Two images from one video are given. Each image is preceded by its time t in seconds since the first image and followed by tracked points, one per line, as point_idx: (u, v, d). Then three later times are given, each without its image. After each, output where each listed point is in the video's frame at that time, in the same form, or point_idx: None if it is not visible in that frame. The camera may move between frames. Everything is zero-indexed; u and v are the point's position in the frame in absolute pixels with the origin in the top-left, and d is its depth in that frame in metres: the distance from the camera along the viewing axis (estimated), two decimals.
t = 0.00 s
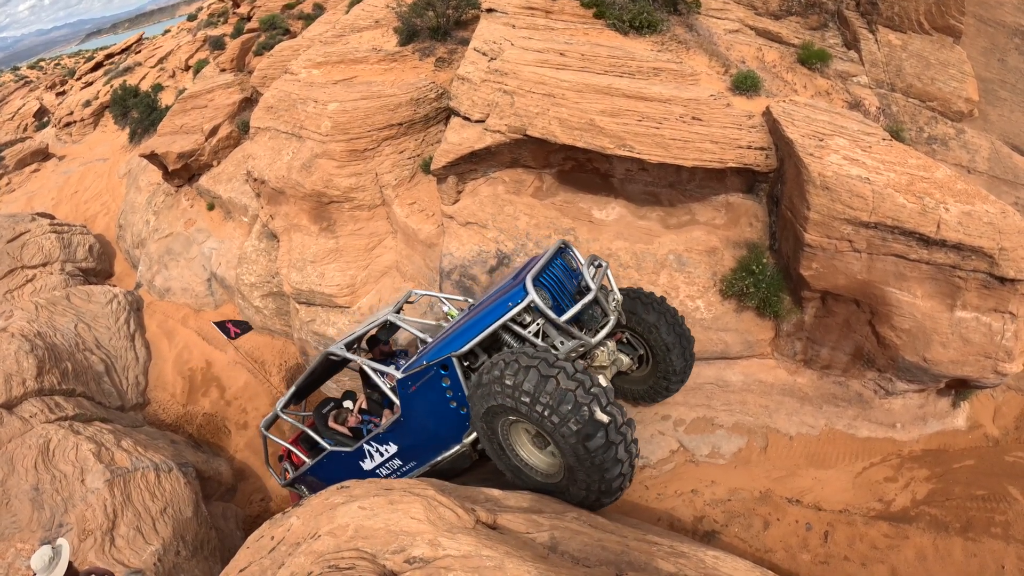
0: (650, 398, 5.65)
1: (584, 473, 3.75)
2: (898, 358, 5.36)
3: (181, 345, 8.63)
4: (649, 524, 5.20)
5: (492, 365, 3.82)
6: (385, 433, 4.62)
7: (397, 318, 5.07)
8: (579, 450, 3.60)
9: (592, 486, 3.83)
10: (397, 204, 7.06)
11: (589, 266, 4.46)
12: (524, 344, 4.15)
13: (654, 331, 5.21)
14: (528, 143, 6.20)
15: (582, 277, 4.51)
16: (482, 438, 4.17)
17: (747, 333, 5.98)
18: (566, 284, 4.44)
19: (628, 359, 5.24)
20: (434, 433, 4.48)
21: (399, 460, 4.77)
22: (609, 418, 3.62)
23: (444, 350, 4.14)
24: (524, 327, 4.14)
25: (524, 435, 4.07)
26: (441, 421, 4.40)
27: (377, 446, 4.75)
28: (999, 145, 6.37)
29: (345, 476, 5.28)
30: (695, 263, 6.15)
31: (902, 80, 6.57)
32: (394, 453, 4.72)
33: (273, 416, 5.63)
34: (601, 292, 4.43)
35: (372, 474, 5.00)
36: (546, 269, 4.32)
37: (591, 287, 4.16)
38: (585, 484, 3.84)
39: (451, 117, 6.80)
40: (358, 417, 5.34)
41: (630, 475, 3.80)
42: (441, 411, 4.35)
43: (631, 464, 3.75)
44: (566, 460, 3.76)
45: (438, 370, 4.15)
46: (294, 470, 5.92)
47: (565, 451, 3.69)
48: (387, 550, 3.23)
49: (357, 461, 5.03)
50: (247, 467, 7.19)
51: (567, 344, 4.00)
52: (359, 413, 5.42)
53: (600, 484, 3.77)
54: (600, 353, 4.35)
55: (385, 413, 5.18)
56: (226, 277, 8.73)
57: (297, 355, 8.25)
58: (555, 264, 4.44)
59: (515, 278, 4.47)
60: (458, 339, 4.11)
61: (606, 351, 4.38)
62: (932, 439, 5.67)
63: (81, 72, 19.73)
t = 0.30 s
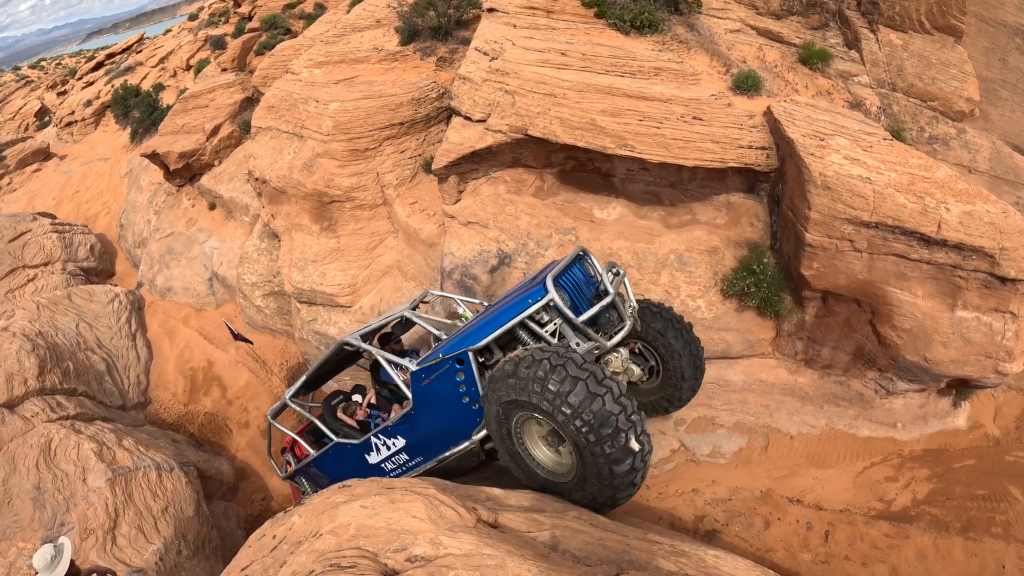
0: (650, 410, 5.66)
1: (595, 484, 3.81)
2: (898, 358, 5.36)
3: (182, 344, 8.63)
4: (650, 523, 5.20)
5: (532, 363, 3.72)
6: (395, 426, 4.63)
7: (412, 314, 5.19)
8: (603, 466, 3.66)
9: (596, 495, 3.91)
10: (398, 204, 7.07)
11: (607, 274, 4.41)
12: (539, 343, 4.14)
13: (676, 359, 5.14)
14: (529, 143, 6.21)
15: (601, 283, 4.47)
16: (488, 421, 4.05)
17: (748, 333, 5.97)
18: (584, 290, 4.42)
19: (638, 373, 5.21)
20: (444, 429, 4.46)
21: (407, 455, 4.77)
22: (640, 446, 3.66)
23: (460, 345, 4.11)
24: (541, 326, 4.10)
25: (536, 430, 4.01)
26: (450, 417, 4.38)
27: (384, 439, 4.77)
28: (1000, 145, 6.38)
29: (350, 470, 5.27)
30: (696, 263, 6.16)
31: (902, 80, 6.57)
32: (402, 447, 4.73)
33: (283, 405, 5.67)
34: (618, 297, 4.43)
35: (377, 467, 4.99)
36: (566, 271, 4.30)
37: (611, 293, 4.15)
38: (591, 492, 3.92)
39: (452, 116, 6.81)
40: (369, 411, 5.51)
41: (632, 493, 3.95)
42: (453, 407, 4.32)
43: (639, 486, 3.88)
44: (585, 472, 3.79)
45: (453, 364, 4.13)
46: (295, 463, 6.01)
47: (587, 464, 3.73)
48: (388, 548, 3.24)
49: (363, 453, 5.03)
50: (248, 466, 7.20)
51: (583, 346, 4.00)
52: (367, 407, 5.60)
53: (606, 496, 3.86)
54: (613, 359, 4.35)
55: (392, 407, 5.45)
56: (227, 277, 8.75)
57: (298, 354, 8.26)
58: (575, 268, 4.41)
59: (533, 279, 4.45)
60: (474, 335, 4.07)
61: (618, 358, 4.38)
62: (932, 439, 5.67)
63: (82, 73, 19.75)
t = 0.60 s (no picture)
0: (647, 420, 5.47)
1: (595, 492, 3.86)
2: (900, 357, 5.36)
3: (184, 344, 8.64)
4: (652, 522, 5.20)
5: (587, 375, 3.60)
6: (403, 419, 4.64)
7: (427, 311, 5.21)
8: (616, 487, 3.70)
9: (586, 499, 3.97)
10: (400, 203, 7.07)
11: (626, 281, 4.34)
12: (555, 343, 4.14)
13: (690, 387, 5.03)
14: (531, 142, 6.21)
15: (619, 289, 4.40)
16: (509, 400, 3.93)
17: (750, 332, 5.97)
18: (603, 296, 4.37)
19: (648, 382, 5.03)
20: (452, 424, 4.45)
21: (413, 450, 4.77)
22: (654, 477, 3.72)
23: (477, 340, 4.11)
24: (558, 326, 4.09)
25: (553, 424, 3.94)
26: (460, 412, 4.37)
27: (392, 432, 4.77)
28: (1002, 144, 6.40)
29: (355, 464, 5.29)
30: (698, 262, 6.16)
31: (905, 79, 6.57)
32: (409, 441, 4.73)
33: (290, 394, 5.67)
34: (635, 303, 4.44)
35: (382, 461, 4.99)
36: (588, 274, 4.27)
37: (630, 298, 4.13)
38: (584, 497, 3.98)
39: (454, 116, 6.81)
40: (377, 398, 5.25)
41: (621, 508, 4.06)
42: (465, 403, 4.31)
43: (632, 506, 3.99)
44: (595, 485, 3.83)
45: (468, 359, 4.13)
46: (297, 454, 6.03)
47: (600, 478, 3.76)
48: (392, 547, 3.25)
49: (368, 447, 5.03)
50: (250, 465, 7.21)
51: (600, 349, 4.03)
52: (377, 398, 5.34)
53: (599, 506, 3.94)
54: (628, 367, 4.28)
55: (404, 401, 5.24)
56: (229, 276, 8.77)
57: (300, 353, 8.27)
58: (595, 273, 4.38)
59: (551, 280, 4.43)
60: (493, 332, 4.07)
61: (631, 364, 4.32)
62: (934, 438, 5.68)
63: (84, 73, 19.76)
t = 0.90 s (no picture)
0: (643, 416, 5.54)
1: (590, 492, 3.93)
2: (902, 356, 5.36)
3: (185, 343, 8.64)
4: (653, 520, 5.20)
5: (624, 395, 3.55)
6: (408, 414, 4.61)
7: (436, 307, 5.22)
8: (614, 495, 3.80)
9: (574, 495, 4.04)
10: (402, 202, 7.07)
11: (638, 285, 4.33)
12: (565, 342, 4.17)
13: (694, 406, 5.02)
14: (533, 141, 6.22)
15: (629, 293, 4.41)
16: (531, 386, 3.85)
17: (751, 330, 5.97)
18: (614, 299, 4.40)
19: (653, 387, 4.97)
20: (458, 421, 4.45)
21: (417, 447, 4.74)
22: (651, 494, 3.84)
23: (489, 337, 4.12)
24: (568, 325, 4.10)
25: (567, 419, 3.90)
26: (467, 408, 4.37)
27: (397, 428, 4.74)
28: (1003, 143, 6.41)
29: (357, 459, 5.25)
30: (700, 261, 6.15)
31: (906, 78, 6.58)
32: (414, 437, 4.70)
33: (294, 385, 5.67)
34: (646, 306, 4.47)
35: (386, 457, 4.96)
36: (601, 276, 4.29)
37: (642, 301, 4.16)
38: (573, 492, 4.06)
39: (456, 115, 6.81)
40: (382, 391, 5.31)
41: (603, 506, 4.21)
42: (473, 400, 4.31)
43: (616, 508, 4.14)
44: (595, 488, 3.90)
45: (478, 356, 4.14)
46: (297, 447, 6.08)
47: (601, 485, 3.84)
48: (395, 544, 3.25)
49: (372, 441, 4.99)
50: (252, 464, 7.21)
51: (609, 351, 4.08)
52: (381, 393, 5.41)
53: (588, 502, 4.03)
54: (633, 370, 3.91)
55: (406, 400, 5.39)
56: (230, 275, 8.78)
57: (302, 353, 8.28)
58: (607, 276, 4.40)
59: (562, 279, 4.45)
60: (504, 329, 4.09)
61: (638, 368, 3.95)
62: (936, 437, 5.69)
63: (85, 73, 19.76)
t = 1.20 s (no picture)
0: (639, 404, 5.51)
1: (580, 485, 3.99)
2: (904, 354, 5.36)
3: (186, 342, 8.64)
4: (655, 519, 5.20)
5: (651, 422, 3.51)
6: (414, 408, 4.64)
7: (446, 304, 5.13)
8: (604, 497, 3.90)
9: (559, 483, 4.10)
10: (403, 201, 7.07)
11: (649, 288, 4.27)
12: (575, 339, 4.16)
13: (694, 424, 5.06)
14: (534, 140, 6.21)
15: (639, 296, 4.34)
16: (559, 377, 3.75)
17: (753, 329, 5.96)
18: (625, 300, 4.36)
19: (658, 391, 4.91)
20: (464, 416, 4.44)
21: (421, 442, 4.76)
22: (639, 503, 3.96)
23: (499, 332, 4.11)
24: (579, 321, 4.11)
25: (581, 415, 3.85)
26: (472, 404, 4.36)
27: (402, 422, 4.77)
28: (1005, 142, 6.41)
29: (361, 453, 5.29)
30: (701, 260, 6.14)
31: (907, 77, 6.58)
32: (418, 432, 4.72)
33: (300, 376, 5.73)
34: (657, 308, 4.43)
35: (389, 451, 4.98)
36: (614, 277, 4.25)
37: (654, 302, 4.14)
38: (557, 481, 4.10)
39: (457, 114, 6.80)
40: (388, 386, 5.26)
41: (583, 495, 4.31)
42: (481, 395, 4.29)
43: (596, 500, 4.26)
44: (588, 489, 3.95)
45: (488, 350, 4.13)
46: (297, 441, 6.14)
47: (595, 487, 3.91)
48: (398, 543, 3.25)
49: (376, 435, 5.02)
50: (254, 463, 7.21)
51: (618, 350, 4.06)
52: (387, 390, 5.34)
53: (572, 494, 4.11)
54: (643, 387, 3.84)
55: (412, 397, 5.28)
56: (232, 275, 8.78)
57: (303, 352, 8.28)
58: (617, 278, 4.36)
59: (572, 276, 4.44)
60: (515, 324, 4.08)
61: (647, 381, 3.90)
62: (938, 436, 5.70)
63: (86, 73, 19.76)
